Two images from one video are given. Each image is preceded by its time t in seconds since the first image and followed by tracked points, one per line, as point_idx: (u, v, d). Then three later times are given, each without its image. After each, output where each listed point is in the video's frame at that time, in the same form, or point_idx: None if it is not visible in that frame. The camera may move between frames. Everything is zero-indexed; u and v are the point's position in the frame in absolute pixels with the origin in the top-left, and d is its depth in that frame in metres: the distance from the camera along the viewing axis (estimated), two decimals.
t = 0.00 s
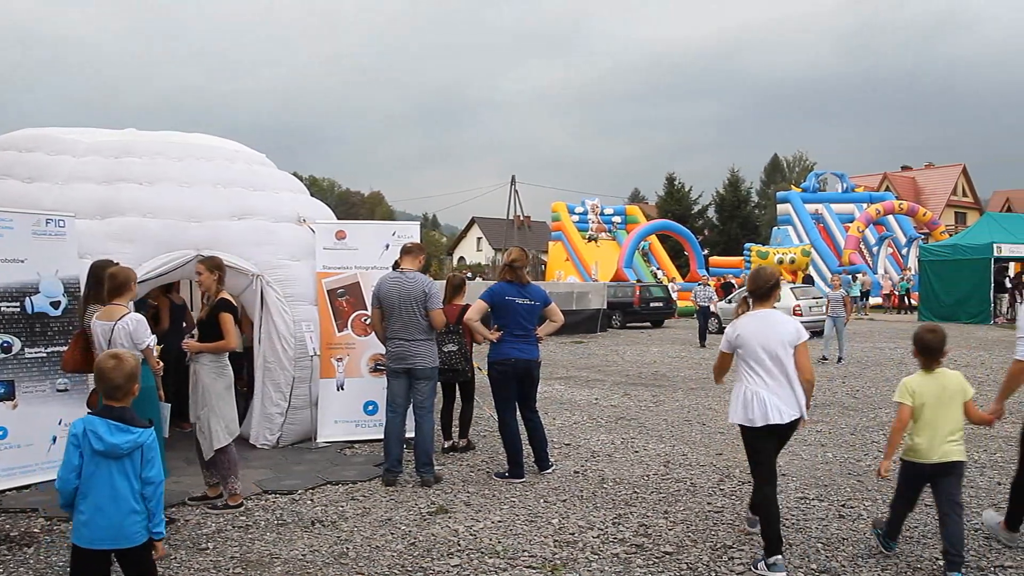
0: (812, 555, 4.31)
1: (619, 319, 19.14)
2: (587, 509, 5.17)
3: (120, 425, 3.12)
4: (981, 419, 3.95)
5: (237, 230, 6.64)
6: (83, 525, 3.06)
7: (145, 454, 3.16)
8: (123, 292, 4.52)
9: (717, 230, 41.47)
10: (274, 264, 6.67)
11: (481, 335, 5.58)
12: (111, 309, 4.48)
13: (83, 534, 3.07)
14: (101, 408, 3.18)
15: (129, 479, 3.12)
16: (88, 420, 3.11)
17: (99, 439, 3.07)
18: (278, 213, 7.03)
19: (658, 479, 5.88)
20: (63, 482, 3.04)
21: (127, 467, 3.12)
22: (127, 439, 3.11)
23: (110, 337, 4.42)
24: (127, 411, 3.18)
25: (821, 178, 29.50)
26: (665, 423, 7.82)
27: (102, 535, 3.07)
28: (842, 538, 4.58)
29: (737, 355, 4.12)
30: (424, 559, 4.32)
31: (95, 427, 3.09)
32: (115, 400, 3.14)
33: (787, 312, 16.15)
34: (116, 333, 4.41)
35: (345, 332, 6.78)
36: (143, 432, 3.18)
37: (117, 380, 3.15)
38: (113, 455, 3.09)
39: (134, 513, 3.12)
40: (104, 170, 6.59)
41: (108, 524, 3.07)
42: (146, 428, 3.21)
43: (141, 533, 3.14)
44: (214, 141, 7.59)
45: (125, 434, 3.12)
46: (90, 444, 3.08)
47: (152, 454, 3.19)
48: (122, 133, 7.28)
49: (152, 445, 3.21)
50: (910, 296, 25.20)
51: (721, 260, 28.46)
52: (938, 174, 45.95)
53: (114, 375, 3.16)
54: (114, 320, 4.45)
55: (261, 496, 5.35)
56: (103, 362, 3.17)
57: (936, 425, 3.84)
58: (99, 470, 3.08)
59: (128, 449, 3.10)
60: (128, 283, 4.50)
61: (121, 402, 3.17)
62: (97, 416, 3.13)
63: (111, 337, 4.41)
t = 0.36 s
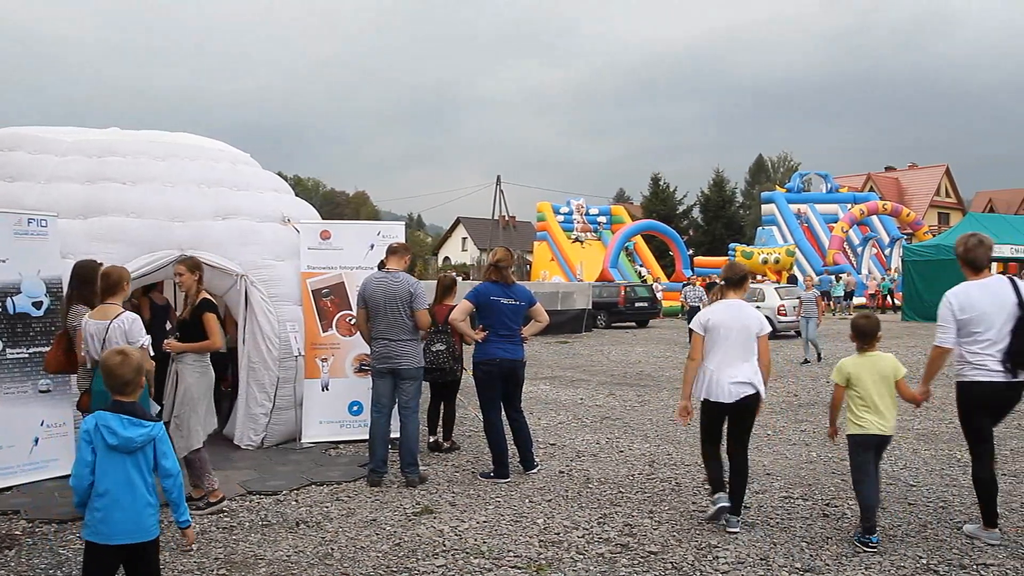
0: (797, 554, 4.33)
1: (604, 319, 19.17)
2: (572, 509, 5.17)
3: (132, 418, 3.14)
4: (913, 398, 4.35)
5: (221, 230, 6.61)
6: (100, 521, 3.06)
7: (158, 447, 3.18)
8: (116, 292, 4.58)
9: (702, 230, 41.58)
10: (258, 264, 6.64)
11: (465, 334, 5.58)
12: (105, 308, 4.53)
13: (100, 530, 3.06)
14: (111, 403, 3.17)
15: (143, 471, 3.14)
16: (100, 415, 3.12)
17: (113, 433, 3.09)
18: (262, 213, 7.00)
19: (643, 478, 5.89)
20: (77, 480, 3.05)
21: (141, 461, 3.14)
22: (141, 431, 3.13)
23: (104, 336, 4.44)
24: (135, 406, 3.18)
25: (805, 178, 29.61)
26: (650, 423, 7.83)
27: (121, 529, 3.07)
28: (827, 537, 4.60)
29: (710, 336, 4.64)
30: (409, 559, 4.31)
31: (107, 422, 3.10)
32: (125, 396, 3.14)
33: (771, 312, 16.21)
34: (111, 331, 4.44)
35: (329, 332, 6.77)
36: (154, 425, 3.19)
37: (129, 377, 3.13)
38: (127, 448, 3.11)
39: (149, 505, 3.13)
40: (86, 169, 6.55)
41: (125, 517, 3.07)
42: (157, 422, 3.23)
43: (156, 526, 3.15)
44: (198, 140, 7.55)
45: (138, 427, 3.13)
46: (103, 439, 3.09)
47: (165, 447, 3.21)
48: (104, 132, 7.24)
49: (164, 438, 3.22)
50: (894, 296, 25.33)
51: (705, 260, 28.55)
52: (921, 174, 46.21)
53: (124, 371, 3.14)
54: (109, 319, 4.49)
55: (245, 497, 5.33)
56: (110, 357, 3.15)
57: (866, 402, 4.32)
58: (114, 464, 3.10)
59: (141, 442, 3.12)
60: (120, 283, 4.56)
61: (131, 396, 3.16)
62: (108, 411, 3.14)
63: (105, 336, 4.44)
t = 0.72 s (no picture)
0: (779, 553, 4.35)
1: (587, 319, 19.20)
2: (555, 509, 5.18)
3: (88, 421, 3.16)
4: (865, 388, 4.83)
5: (203, 230, 6.58)
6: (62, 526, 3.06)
7: (113, 448, 3.21)
8: (106, 292, 4.60)
9: (684, 230, 41.70)
10: (240, 264, 6.62)
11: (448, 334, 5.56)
12: (94, 308, 4.54)
13: (61, 536, 3.07)
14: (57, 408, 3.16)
15: (101, 473, 3.16)
16: (54, 420, 3.10)
17: (73, 438, 3.08)
18: (244, 213, 6.97)
19: (626, 478, 5.90)
20: (38, 488, 3.02)
21: (99, 462, 3.16)
22: (99, 433, 3.15)
23: (93, 335, 4.44)
24: (87, 408, 3.20)
25: (787, 179, 29.76)
26: (633, 423, 7.85)
27: (83, 532, 3.09)
28: (808, 536, 4.62)
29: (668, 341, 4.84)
30: (392, 560, 4.30)
31: (65, 426, 3.09)
32: (76, 398, 3.16)
33: (753, 311, 16.27)
34: (100, 331, 4.44)
35: (312, 332, 6.75)
36: (107, 426, 3.22)
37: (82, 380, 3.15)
38: (86, 452, 3.12)
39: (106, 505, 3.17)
40: (66, 168, 6.50)
41: (86, 520, 3.10)
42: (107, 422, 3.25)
43: (113, 526, 3.20)
44: (178, 139, 7.50)
45: (95, 429, 3.15)
46: (61, 444, 3.08)
47: (117, 447, 3.24)
48: (85, 131, 7.18)
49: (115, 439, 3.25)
50: (875, 296, 25.48)
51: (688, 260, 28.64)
52: (902, 175, 46.51)
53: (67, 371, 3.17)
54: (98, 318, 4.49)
55: (226, 498, 5.30)
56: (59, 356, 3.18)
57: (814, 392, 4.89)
58: (73, 469, 3.10)
59: (101, 444, 3.15)
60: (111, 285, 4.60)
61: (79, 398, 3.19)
62: (62, 416, 3.12)
63: (94, 335, 4.43)
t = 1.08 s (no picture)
0: (765, 552, 4.36)
1: (573, 319, 19.22)
2: (541, 509, 5.18)
3: (51, 427, 3.17)
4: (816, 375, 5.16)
5: (187, 230, 6.55)
6: (29, 533, 3.04)
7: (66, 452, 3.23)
8: (95, 292, 4.62)
9: (670, 230, 41.79)
10: (225, 264, 6.59)
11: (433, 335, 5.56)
12: (83, 307, 4.53)
13: (27, 543, 3.04)
14: (18, 413, 3.15)
15: (59, 478, 3.17)
16: (20, 427, 3.06)
17: (44, 445, 3.08)
18: (229, 213, 6.95)
19: (612, 478, 5.91)
20: (12, 498, 2.97)
21: (59, 468, 3.18)
22: (61, 439, 3.17)
23: (80, 335, 4.41)
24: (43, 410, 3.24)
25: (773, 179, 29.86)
26: (619, 423, 7.86)
27: (46, 537, 3.10)
28: (794, 534, 4.64)
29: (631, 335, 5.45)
30: (378, 560, 4.29)
31: (34, 433, 3.07)
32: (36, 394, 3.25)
33: (739, 311, 16.31)
34: (88, 330, 4.42)
35: (297, 332, 6.73)
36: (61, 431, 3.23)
37: (41, 364, 3.32)
38: (52, 458, 3.13)
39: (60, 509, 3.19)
40: (49, 168, 6.46)
41: (48, 525, 3.11)
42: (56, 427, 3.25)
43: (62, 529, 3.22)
44: (164, 139, 7.47)
45: (56, 435, 3.17)
46: (30, 452, 3.05)
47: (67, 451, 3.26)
48: (69, 130, 7.14)
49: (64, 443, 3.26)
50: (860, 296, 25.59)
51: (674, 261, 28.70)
52: (886, 175, 46.72)
53: (22, 375, 3.21)
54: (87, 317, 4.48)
55: (211, 500, 5.28)
56: (18, 356, 3.24)
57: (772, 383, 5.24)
58: (40, 476, 3.09)
59: (63, 450, 3.17)
60: (98, 285, 4.63)
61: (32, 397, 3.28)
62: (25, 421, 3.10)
63: (82, 335, 4.41)
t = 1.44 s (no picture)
0: (749, 551, 4.38)
1: (558, 319, 19.24)
2: (526, 509, 5.18)
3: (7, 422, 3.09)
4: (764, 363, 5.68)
5: (170, 230, 6.52)
6: None
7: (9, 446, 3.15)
8: (76, 292, 4.59)
9: (655, 230, 41.88)
10: (208, 264, 6.57)
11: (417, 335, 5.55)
12: (66, 307, 4.50)
13: None
14: None
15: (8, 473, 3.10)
16: None
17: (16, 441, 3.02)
18: (213, 212, 6.92)
19: (596, 478, 5.91)
20: None
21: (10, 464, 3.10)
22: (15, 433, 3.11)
23: (63, 334, 4.39)
24: None
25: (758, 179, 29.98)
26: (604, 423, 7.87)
27: None
28: (778, 534, 4.65)
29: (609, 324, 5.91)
30: (363, 561, 4.29)
31: None
32: None
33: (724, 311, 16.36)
34: (71, 330, 4.40)
35: (281, 333, 6.71)
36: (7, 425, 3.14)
37: None
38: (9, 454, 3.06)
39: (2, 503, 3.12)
40: (31, 166, 6.42)
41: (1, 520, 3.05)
42: None
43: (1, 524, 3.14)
44: (148, 138, 7.43)
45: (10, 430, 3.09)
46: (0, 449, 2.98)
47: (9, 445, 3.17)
48: (51, 129, 7.10)
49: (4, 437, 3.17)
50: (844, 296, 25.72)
51: (659, 261, 28.76)
52: (870, 176, 46.97)
53: None
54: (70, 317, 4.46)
55: (194, 501, 5.25)
56: None
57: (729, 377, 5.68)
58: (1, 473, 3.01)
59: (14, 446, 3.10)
60: (78, 284, 4.60)
61: None
62: None
63: (65, 334, 4.39)
